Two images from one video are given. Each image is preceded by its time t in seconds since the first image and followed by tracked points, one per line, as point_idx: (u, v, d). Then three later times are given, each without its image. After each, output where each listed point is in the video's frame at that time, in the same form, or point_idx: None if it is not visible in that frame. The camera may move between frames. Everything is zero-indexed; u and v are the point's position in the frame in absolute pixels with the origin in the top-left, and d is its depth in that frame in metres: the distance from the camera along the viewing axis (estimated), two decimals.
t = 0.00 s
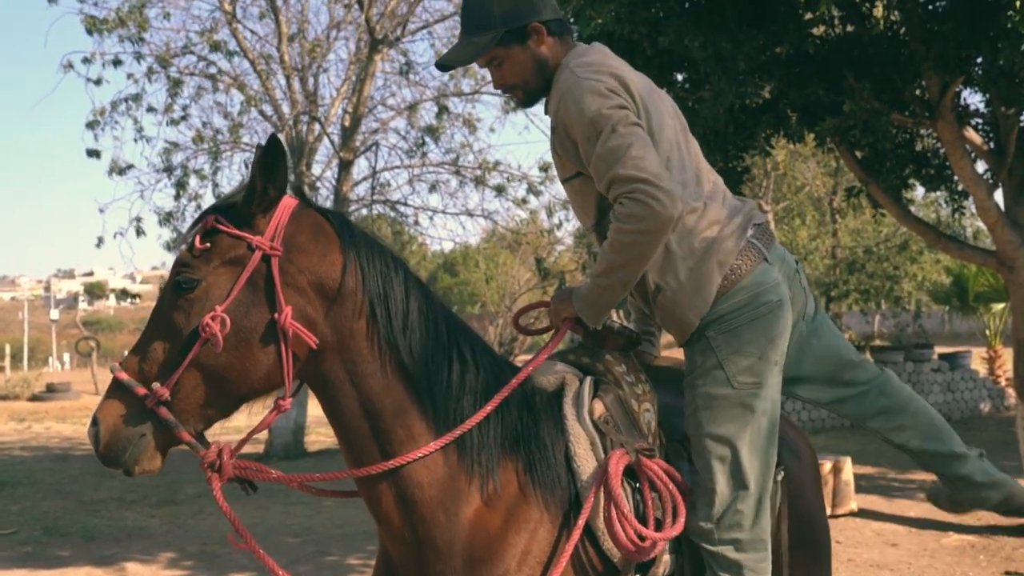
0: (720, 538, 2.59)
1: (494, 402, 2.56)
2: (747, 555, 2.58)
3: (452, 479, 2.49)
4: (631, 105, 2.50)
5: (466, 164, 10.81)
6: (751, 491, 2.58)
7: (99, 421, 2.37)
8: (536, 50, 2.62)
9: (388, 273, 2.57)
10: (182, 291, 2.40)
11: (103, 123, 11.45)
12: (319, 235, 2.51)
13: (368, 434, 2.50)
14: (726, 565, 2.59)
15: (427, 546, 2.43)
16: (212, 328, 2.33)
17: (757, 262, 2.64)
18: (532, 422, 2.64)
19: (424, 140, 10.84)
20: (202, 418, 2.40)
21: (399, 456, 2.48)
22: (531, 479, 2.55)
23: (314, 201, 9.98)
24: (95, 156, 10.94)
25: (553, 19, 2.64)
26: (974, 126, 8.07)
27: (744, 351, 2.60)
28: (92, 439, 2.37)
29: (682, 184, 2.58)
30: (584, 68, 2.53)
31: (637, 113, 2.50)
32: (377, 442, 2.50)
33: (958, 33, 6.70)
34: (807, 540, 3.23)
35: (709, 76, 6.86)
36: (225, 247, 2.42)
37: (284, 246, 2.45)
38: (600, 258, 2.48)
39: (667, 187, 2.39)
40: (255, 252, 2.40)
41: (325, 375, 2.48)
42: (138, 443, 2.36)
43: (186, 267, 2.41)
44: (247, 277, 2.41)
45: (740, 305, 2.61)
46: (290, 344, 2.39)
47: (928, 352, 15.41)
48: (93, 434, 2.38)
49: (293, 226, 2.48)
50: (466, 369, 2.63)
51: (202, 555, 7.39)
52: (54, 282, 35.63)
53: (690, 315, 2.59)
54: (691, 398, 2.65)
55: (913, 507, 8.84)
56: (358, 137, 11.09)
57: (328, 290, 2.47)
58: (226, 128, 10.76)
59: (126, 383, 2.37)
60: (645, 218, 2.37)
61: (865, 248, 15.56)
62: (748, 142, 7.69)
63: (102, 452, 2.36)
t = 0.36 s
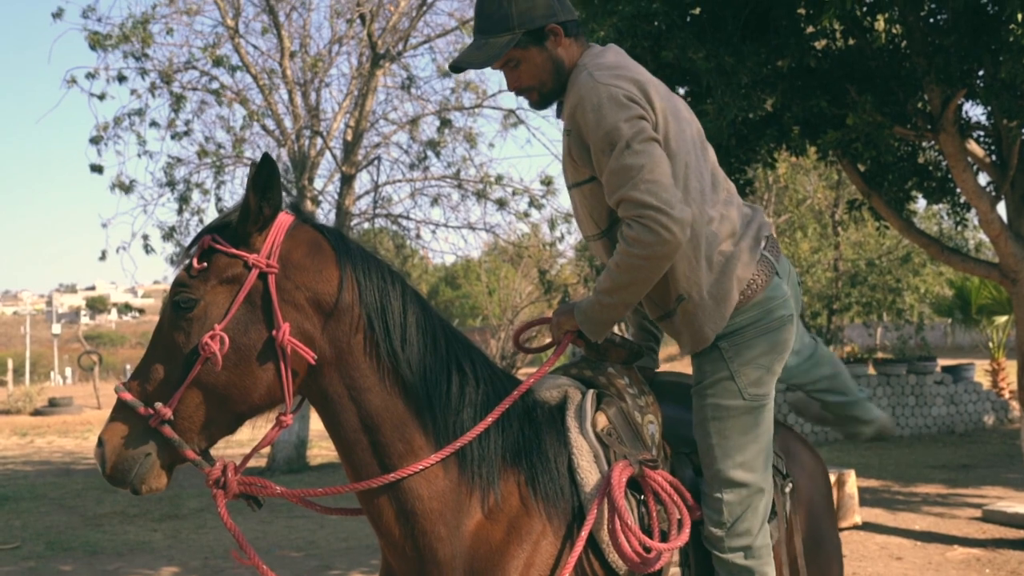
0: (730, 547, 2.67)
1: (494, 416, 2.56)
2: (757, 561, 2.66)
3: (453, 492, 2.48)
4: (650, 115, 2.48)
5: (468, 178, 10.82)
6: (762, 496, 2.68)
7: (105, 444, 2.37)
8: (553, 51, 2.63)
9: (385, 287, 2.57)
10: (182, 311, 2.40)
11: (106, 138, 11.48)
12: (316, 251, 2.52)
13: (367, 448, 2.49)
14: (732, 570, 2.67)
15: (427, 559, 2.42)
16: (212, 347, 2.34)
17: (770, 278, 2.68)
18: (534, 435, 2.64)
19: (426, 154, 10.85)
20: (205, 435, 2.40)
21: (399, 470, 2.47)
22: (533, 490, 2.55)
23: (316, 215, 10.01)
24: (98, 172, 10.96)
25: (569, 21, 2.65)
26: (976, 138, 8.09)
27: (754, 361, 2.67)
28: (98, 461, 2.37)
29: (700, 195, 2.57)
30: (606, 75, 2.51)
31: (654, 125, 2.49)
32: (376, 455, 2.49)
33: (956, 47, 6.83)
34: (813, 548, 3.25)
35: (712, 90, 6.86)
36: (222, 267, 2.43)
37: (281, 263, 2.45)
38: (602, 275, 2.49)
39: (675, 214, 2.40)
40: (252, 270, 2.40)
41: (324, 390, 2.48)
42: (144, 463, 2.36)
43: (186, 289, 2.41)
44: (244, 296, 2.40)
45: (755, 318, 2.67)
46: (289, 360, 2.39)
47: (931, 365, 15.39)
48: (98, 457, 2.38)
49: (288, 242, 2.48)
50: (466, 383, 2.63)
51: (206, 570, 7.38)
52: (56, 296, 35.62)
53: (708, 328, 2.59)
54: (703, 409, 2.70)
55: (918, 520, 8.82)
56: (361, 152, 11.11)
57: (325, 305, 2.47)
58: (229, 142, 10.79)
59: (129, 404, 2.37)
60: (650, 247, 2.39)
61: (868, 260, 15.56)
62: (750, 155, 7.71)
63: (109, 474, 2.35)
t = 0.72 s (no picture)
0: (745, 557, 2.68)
1: (496, 429, 2.56)
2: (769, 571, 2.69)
3: (454, 504, 2.48)
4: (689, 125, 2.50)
5: (470, 190, 10.82)
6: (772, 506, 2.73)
7: (109, 462, 2.37)
8: (584, 49, 2.61)
9: (383, 300, 2.57)
10: (183, 328, 2.40)
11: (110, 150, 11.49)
12: (314, 266, 2.52)
13: (368, 462, 2.50)
14: None
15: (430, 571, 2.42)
16: (215, 363, 2.34)
17: (787, 293, 2.75)
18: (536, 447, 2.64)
19: (428, 166, 10.85)
20: (208, 451, 2.40)
21: (400, 482, 2.47)
22: (536, 502, 2.54)
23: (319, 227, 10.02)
24: (102, 184, 10.97)
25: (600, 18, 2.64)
26: (978, 149, 8.10)
27: (773, 373, 2.72)
28: (103, 479, 2.37)
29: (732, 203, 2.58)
30: (649, 78, 2.52)
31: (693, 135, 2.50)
32: (377, 467, 2.49)
33: (962, 58, 6.84)
34: (825, 557, 3.26)
35: (715, 101, 6.87)
36: (223, 283, 2.42)
37: (281, 278, 2.45)
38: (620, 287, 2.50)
39: (707, 233, 2.43)
40: (252, 285, 2.40)
41: (325, 404, 2.49)
42: (148, 480, 2.36)
43: (186, 306, 2.41)
44: (244, 312, 2.40)
45: (776, 330, 2.73)
46: (291, 374, 2.39)
47: (934, 376, 15.36)
48: (103, 475, 2.38)
49: (286, 257, 2.49)
50: (465, 395, 2.63)
51: None
52: (58, 308, 35.62)
53: (730, 337, 2.60)
54: (723, 418, 2.70)
55: (922, 532, 8.80)
56: (363, 164, 11.12)
57: (325, 318, 2.47)
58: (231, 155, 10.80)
59: (132, 422, 2.37)
60: (680, 265, 2.41)
61: (871, 271, 15.55)
62: (753, 166, 7.72)
63: (113, 491, 2.36)
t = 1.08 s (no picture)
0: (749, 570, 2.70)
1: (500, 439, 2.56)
2: None
3: (456, 513, 2.48)
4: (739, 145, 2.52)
5: (472, 200, 10.83)
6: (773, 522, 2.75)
7: (107, 472, 2.34)
8: (634, 50, 2.58)
9: (386, 308, 2.57)
10: (187, 336, 2.37)
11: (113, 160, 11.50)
12: (318, 275, 2.51)
13: (370, 470, 2.50)
14: None
15: None
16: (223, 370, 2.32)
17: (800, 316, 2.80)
18: (537, 456, 2.64)
19: (430, 175, 10.85)
20: (209, 459, 2.38)
21: (402, 491, 2.47)
22: (538, 510, 2.54)
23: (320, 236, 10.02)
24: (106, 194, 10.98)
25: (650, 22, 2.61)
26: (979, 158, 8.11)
27: (786, 388, 2.75)
28: (100, 489, 2.34)
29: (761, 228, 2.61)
30: (711, 91, 2.54)
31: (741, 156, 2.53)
32: (378, 476, 2.50)
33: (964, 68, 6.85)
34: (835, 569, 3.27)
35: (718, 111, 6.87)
36: (230, 291, 2.40)
37: (288, 287, 2.45)
38: (642, 298, 2.51)
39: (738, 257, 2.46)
40: (260, 294, 2.39)
41: (328, 412, 2.49)
42: (147, 490, 2.33)
43: (192, 313, 2.38)
44: (251, 321, 2.39)
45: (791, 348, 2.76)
46: (297, 382, 2.39)
47: (937, 386, 15.33)
48: (100, 485, 2.34)
49: (291, 266, 2.48)
50: (467, 404, 2.63)
51: None
52: (60, 319, 35.61)
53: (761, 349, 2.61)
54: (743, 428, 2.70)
55: (926, 542, 8.77)
56: (365, 173, 11.13)
57: (329, 328, 2.47)
58: (234, 164, 10.81)
59: (133, 431, 2.34)
60: (707, 284, 2.44)
61: (873, 280, 15.55)
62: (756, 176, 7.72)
63: (111, 501, 2.32)
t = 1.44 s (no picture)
0: None
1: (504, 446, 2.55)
2: None
3: (457, 519, 2.48)
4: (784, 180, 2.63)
5: (474, 207, 10.83)
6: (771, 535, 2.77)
7: (105, 469, 2.31)
8: (696, 68, 2.63)
9: (392, 313, 2.57)
10: (194, 333, 2.36)
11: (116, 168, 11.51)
12: (325, 278, 2.51)
13: (371, 475, 2.49)
14: None
15: None
16: (229, 368, 2.32)
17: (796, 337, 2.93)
18: (538, 463, 2.63)
19: (432, 183, 10.84)
20: (208, 459, 2.37)
21: (403, 496, 2.47)
22: (537, 518, 2.53)
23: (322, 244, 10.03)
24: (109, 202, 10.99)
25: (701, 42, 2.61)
26: (981, 166, 8.11)
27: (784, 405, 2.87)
28: (97, 487, 2.32)
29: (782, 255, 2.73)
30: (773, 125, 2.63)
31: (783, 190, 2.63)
32: (379, 481, 2.49)
33: (965, 76, 6.84)
34: None
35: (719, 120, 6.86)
36: (240, 289, 2.40)
37: (297, 289, 2.44)
38: (657, 313, 2.59)
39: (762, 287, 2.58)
40: (269, 293, 2.39)
41: (331, 416, 2.48)
42: (145, 489, 2.33)
43: (200, 310, 2.37)
44: (258, 321, 2.39)
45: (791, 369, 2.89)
46: (303, 383, 2.39)
47: (939, 394, 15.31)
48: (97, 483, 2.32)
49: (301, 267, 2.48)
50: (469, 410, 2.62)
51: None
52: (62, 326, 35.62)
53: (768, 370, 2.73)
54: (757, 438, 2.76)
55: (930, 550, 8.75)
56: (367, 181, 11.12)
57: (335, 331, 2.47)
58: (236, 172, 10.81)
59: (132, 428, 2.32)
60: (729, 308, 2.55)
61: (875, 287, 15.55)
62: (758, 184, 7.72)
63: (108, 499, 2.30)
